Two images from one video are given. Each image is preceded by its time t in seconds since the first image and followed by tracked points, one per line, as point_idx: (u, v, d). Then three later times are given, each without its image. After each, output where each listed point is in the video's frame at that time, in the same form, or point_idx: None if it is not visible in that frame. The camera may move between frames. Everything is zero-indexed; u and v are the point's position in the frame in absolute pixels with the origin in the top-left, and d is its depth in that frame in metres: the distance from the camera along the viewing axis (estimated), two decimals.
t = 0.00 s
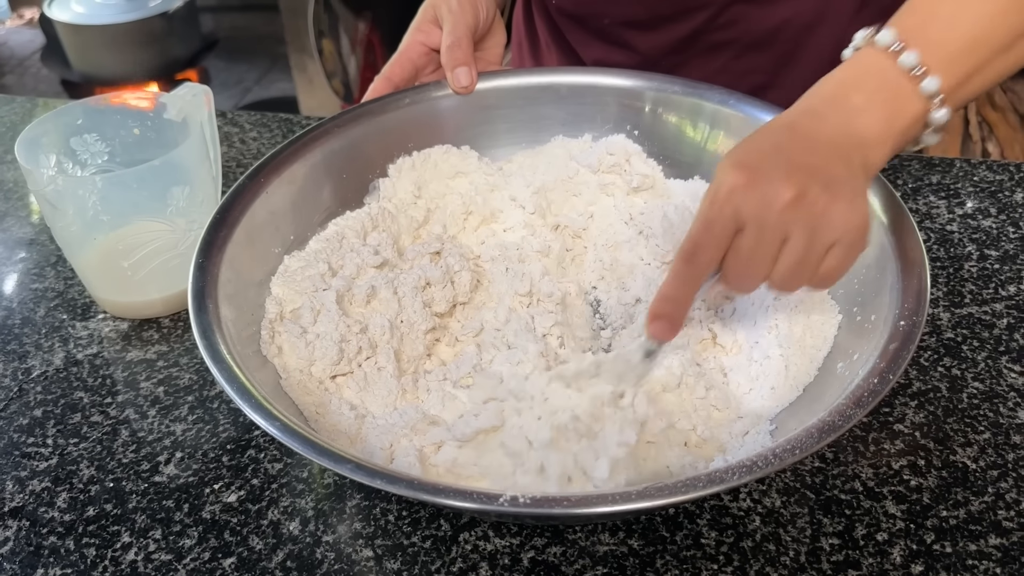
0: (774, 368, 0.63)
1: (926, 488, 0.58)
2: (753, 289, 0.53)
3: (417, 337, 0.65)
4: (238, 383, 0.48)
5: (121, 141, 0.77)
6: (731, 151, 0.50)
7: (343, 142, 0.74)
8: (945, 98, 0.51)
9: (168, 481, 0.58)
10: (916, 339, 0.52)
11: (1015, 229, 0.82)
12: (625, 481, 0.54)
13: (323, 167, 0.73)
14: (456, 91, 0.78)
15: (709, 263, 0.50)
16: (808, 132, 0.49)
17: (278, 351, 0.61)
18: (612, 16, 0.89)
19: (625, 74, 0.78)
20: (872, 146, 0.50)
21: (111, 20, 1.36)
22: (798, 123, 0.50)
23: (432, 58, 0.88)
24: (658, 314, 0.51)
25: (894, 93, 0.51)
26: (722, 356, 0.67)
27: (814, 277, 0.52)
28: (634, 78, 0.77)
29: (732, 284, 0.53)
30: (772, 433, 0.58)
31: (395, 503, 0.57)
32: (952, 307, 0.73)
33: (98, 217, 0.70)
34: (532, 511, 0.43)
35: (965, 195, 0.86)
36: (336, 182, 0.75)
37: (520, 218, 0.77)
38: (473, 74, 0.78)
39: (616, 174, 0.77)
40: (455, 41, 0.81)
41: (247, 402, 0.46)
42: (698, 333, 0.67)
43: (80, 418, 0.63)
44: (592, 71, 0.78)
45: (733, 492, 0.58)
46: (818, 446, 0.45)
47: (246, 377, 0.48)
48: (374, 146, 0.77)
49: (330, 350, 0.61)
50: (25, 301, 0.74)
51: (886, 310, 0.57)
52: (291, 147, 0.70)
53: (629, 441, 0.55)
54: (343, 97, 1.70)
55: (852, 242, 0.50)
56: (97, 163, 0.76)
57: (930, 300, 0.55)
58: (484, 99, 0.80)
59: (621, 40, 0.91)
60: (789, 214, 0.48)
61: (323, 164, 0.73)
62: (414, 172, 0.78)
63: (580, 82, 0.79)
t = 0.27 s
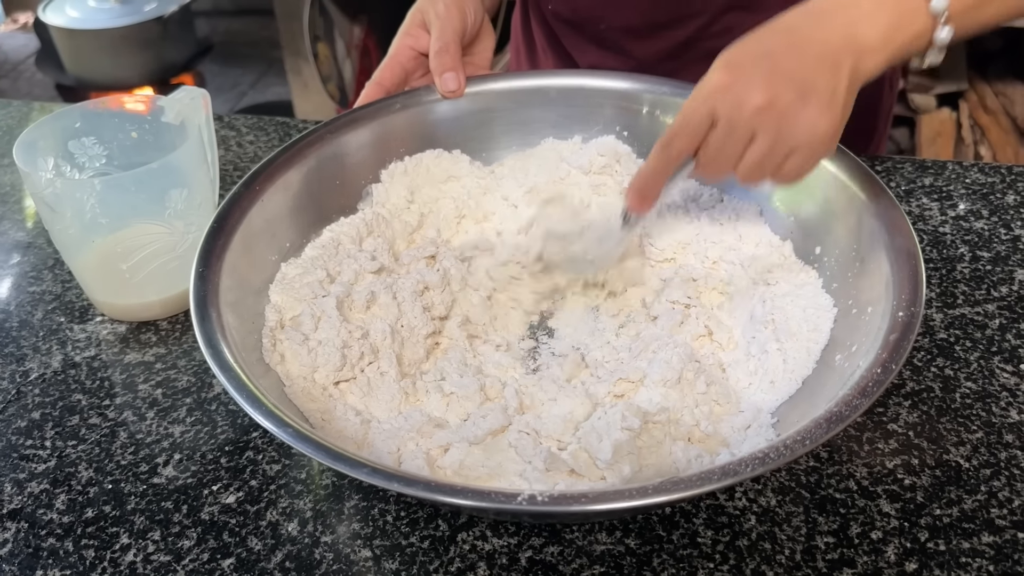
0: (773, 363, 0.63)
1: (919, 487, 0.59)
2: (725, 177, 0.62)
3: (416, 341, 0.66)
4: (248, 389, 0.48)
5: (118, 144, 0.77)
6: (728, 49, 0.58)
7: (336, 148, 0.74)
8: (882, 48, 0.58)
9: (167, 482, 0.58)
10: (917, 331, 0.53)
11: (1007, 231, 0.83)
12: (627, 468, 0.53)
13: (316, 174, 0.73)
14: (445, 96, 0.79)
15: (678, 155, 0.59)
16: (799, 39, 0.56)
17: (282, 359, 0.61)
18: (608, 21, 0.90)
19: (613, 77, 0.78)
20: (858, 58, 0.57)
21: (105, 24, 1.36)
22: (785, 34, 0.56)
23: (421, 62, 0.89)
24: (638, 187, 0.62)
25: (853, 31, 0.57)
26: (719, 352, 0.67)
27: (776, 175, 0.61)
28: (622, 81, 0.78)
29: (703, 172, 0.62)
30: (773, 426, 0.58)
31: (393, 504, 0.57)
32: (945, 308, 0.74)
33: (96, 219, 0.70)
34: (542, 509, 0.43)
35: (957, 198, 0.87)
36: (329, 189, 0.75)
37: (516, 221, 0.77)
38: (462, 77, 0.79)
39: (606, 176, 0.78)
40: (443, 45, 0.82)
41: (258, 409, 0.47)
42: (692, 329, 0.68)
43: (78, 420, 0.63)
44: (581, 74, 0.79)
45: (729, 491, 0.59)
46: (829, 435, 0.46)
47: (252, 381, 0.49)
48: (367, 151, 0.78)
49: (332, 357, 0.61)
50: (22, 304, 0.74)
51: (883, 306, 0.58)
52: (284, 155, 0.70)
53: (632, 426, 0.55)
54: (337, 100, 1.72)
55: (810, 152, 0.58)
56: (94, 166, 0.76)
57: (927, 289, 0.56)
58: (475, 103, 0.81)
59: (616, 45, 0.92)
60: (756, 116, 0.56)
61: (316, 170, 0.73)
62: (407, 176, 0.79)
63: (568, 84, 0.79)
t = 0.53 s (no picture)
0: (765, 363, 0.63)
1: (910, 486, 0.59)
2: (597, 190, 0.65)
3: (411, 343, 0.66)
4: (246, 389, 0.48)
5: (115, 147, 0.77)
6: (617, 77, 0.61)
7: (331, 151, 0.75)
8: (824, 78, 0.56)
9: (163, 483, 0.58)
10: (908, 330, 0.53)
11: (997, 233, 0.83)
12: (621, 466, 0.54)
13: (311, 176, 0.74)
14: (440, 99, 0.79)
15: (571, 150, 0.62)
16: (671, 78, 0.57)
17: (277, 358, 0.61)
18: (609, 27, 0.90)
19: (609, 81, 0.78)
20: (731, 108, 0.57)
21: (100, 28, 1.37)
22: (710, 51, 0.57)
23: (421, 66, 0.89)
24: (578, 180, 0.64)
25: (773, 61, 0.56)
26: (712, 354, 0.67)
27: (641, 198, 0.63)
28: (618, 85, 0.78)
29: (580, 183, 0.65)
30: (765, 427, 0.58)
31: (388, 504, 0.57)
32: (936, 309, 0.75)
33: (92, 221, 0.70)
34: (539, 505, 0.43)
35: (948, 200, 0.88)
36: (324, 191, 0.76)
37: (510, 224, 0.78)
38: (458, 81, 0.79)
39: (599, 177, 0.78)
40: (442, 49, 0.82)
41: (254, 408, 0.47)
42: (686, 331, 0.68)
43: (74, 421, 0.63)
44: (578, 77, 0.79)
45: (721, 490, 0.59)
46: (820, 433, 0.47)
47: (248, 381, 0.49)
48: (362, 154, 0.78)
49: (328, 357, 0.61)
50: (18, 306, 0.75)
51: (875, 305, 0.59)
52: (280, 158, 0.70)
53: (625, 425, 0.56)
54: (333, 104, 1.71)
55: (672, 181, 0.60)
56: (90, 169, 0.77)
57: (915, 290, 0.56)
58: (470, 106, 0.81)
59: (616, 52, 0.93)
60: (620, 145, 0.59)
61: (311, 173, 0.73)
62: (401, 181, 0.80)
63: (564, 88, 0.79)
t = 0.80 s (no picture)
0: (754, 363, 0.65)
1: (895, 483, 0.61)
2: (617, 307, 0.59)
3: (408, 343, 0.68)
4: (248, 390, 0.49)
5: (117, 151, 0.79)
6: (607, 175, 0.55)
7: (329, 154, 0.76)
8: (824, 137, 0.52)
9: (165, 479, 0.60)
10: (889, 329, 0.54)
11: (984, 236, 0.85)
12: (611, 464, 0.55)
13: (310, 180, 0.75)
14: (437, 103, 0.80)
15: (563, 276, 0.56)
16: (670, 165, 0.53)
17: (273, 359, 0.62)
18: (600, 34, 0.92)
19: (602, 86, 0.80)
20: (735, 183, 0.52)
21: (99, 32, 1.39)
22: (698, 133, 0.53)
23: (415, 69, 0.90)
24: (532, 317, 0.59)
25: (775, 127, 0.52)
26: (703, 353, 0.70)
27: (670, 302, 0.58)
28: (610, 89, 0.80)
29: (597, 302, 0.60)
30: (755, 425, 0.60)
31: (385, 500, 0.59)
32: (923, 311, 0.76)
33: (95, 223, 0.72)
34: (534, 500, 0.45)
35: (936, 204, 0.89)
36: (323, 194, 0.77)
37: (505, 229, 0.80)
38: (455, 85, 0.80)
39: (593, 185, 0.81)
40: (438, 54, 0.83)
41: (255, 406, 0.48)
42: (678, 332, 0.70)
43: (77, 419, 0.64)
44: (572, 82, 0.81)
45: (711, 487, 0.61)
46: (804, 430, 0.48)
47: (248, 379, 0.50)
48: (361, 158, 0.79)
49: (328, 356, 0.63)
50: (21, 307, 0.76)
51: (861, 304, 0.60)
52: (278, 162, 0.71)
53: (634, 427, 0.59)
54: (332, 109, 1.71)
55: (705, 274, 0.55)
56: (93, 172, 0.77)
57: (898, 292, 0.58)
58: (467, 108, 0.82)
59: (609, 57, 0.94)
60: (640, 245, 0.53)
61: (310, 176, 0.75)
62: (399, 184, 0.80)
63: (558, 93, 0.81)
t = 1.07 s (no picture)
0: (757, 363, 0.66)
1: (893, 489, 0.61)
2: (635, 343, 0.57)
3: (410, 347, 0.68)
4: (258, 395, 0.50)
5: (122, 155, 0.79)
6: (625, 211, 0.54)
7: (326, 165, 0.76)
8: (836, 166, 0.55)
9: (168, 482, 0.60)
10: (893, 328, 0.55)
11: (982, 243, 0.86)
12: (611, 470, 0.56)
13: (307, 190, 0.75)
14: (429, 111, 0.80)
15: (592, 316, 0.53)
16: (698, 199, 0.52)
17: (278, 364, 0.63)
18: (602, 42, 0.93)
19: (593, 92, 0.81)
20: (756, 213, 0.53)
21: (100, 34, 1.40)
22: (722, 154, 0.54)
23: (407, 79, 0.90)
24: (549, 360, 0.56)
25: (789, 152, 0.54)
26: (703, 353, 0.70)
27: (688, 338, 0.56)
28: (601, 94, 0.81)
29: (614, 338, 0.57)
30: (761, 424, 0.61)
31: (387, 503, 0.59)
32: (921, 317, 0.77)
33: (100, 227, 0.72)
34: (558, 505, 0.45)
35: (935, 211, 0.90)
36: (321, 205, 0.77)
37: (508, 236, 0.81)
38: (444, 92, 0.80)
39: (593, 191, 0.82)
40: (428, 64, 0.84)
41: (268, 417, 0.48)
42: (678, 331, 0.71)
43: (81, 422, 0.65)
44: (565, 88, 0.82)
45: (711, 492, 0.61)
46: (819, 429, 0.49)
47: (253, 384, 0.51)
48: (357, 167, 0.79)
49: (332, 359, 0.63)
50: (25, 310, 0.76)
51: (858, 313, 0.61)
52: (276, 173, 0.71)
53: (657, 432, 0.60)
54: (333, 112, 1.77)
55: (727, 314, 0.54)
56: (97, 176, 0.78)
57: (899, 289, 0.59)
58: (460, 116, 0.82)
59: (611, 66, 0.95)
60: (673, 281, 0.51)
61: (308, 188, 0.75)
62: (396, 193, 0.81)
63: (550, 99, 0.82)
